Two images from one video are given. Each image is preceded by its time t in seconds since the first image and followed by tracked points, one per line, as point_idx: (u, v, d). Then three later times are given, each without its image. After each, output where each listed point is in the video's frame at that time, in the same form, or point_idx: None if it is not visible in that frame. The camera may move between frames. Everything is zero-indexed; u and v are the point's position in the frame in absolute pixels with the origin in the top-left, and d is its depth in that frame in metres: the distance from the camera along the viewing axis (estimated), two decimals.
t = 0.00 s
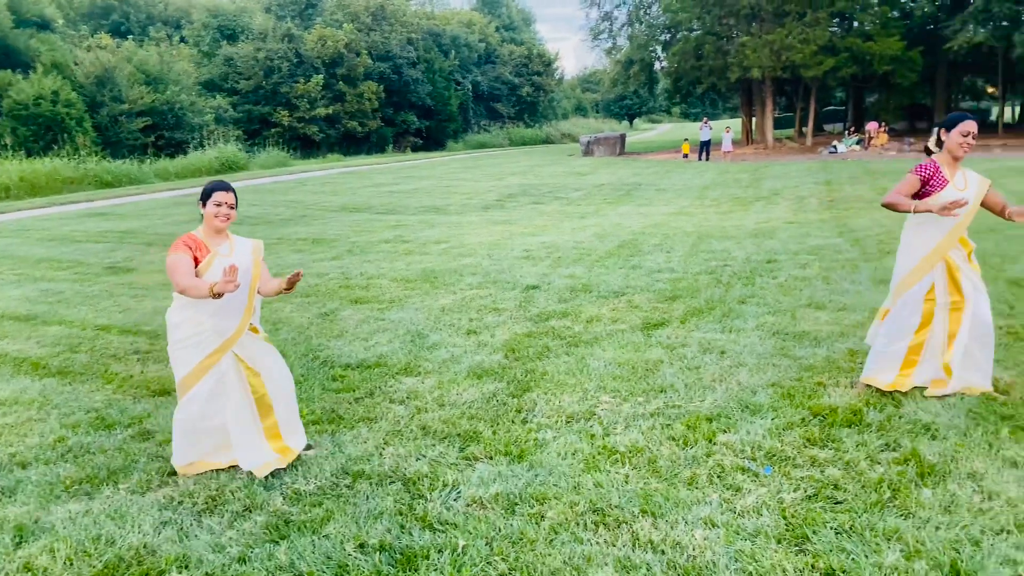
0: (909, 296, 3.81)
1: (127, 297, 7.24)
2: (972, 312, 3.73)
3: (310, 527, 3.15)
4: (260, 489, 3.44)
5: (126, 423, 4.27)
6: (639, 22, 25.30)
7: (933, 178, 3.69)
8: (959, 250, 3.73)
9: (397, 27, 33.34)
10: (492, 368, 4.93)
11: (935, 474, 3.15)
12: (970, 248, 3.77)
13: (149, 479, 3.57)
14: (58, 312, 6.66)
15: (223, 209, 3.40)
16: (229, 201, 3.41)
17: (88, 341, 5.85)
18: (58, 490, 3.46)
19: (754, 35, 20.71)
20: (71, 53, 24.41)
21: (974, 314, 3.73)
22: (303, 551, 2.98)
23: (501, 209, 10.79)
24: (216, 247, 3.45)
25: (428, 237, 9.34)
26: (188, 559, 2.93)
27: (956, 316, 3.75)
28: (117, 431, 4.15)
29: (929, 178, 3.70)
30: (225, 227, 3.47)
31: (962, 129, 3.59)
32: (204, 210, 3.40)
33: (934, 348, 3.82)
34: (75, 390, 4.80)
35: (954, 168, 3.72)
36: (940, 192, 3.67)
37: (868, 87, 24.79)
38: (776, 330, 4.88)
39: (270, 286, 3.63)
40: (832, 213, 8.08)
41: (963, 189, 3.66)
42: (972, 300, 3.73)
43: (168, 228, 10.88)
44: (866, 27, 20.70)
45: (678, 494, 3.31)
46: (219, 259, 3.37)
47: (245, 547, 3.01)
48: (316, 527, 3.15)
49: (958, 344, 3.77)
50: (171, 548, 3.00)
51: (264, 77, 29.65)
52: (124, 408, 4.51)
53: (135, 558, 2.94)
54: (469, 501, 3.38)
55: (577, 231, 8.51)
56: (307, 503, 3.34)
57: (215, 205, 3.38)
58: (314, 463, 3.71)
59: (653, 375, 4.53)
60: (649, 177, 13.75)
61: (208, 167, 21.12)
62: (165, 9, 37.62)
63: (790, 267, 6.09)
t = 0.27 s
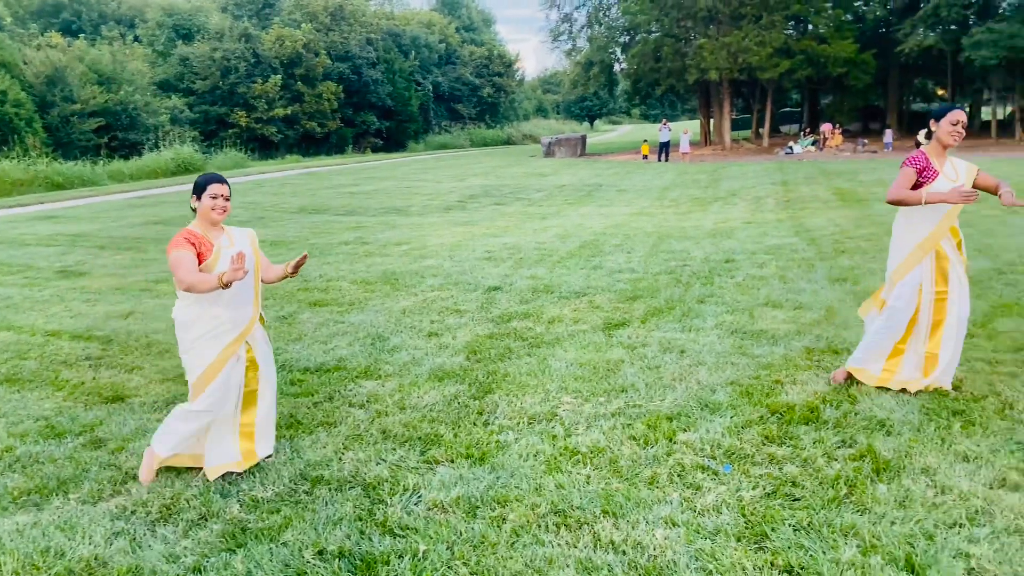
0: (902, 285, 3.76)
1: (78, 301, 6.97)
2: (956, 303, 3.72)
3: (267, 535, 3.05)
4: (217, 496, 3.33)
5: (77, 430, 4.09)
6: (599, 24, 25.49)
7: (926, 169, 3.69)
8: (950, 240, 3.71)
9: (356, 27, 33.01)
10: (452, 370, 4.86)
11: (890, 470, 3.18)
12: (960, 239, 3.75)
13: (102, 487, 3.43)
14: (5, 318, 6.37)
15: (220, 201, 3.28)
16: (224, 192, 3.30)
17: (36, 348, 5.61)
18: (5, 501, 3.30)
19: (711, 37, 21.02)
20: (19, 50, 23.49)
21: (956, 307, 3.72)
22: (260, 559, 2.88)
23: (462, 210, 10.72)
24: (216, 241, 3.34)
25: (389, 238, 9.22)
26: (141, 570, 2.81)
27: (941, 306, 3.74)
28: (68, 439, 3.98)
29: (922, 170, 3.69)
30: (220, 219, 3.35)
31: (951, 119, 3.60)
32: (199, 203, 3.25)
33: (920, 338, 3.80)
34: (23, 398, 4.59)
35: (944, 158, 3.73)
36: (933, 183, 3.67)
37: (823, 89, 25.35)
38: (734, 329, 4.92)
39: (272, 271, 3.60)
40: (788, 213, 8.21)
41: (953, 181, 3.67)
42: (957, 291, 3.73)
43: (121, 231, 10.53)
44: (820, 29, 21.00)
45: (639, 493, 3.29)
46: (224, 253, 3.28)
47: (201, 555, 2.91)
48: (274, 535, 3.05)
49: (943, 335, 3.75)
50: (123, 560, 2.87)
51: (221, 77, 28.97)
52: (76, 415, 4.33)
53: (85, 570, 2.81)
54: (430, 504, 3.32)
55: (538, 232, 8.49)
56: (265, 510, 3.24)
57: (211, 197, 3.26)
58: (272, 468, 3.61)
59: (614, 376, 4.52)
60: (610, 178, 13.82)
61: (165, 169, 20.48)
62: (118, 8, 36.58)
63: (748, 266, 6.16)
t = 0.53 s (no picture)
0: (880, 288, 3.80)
1: (28, 307, 6.70)
2: (929, 303, 3.72)
3: (225, 545, 2.96)
4: (172, 507, 3.23)
5: (27, 440, 3.94)
6: (560, 26, 25.60)
7: (899, 171, 3.74)
8: (923, 241, 3.73)
9: (316, 27, 32.60)
10: (415, 373, 4.78)
11: (849, 467, 3.21)
12: (937, 240, 3.75)
13: (52, 500, 3.31)
14: None
15: (214, 206, 3.23)
16: (217, 196, 3.23)
17: None
18: None
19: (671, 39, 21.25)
20: None
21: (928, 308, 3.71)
22: (217, 571, 2.79)
23: (424, 211, 10.61)
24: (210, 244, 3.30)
25: (350, 240, 9.07)
26: None
27: (914, 306, 3.74)
28: (17, 449, 3.83)
29: (895, 172, 3.75)
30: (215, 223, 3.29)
31: (927, 121, 3.59)
32: (194, 207, 3.20)
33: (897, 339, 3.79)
34: None
35: (918, 160, 3.76)
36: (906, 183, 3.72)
37: (780, 91, 25.85)
38: (694, 329, 4.93)
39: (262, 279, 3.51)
40: (747, 213, 8.31)
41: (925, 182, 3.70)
42: (930, 292, 3.72)
43: (73, 234, 10.18)
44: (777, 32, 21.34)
45: (602, 495, 3.27)
46: (220, 260, 3.25)
47: (156, 568, 2.82)
48: (231, 545, 2.97)
49: (919, 336, 3.74)
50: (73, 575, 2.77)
51: (178, 77, 28.23)
52: (25, 424, 4.16)
53: None
54: (391, 510, 3.25)
55: (501, 233, 8.44)
56: (222, 519, 3.15)
57: (206, 202, 3.20)
58: (230, 476, 3.51)
59: (577, 377, 4.50)
60: (572, 179, 13.85)
61: (120, 170, 19.87)
62: (71, 6, 35.40)
63: (708, 266, 6.21)
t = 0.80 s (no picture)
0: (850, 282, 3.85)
1: None
2: (894, 297, 3.74)
3: (184, 555, 2.89)
4: (128, 516, 3.14)
5: None
6: (523, 27, 25.65)
7: (866, 167, 3.78)
8: (892, 235, 3.74)
9: (278, 28, 32.10)
10: (379, 377, 4.69)
11: (812, 466, 3.23)
12: (908, 233, 3.74)
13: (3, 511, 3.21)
14: None
15: (216, 203, 3.19)
16: (217, 192, 3.18)
17: None
18: None
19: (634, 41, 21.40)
20: None
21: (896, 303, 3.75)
22: None
23: (389, 213, 10.48)
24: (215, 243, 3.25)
25: (313, 242, 8.92)
26: None
27: (881, 299, 3.77)
28: None
29: (863, 167, 3.80)
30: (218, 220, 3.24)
31: (895, 115, 3.62)
32: (197, 205, 3.16)
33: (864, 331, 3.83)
34: None
35: (890, 154, 3.76)
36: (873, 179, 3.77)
37: (741, 93, 26.30)
38: (659, 329, 4.94)
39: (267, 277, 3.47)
40: (710, 215, 8.40)
41: (895, 177, 3.70)
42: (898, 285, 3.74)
43: (25, 237, 9.82)
44: (737, 35, 21.60)
45: (568, 497, 3.24)
46: (226, 258, 3.20)
47: None
48: (191, 555, 2.89)
49: (886, 328, 3.77)
50: None
51: (135, 77, 27.48)
52: None
53: None
54: (355, 516, 3.17)
55: (465, 235, 8.37)
56: (181, 528, 3.07)
57: (208, 200, 3.16)
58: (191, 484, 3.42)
59: (542, 378, 4.47)
60: (537, 181, 13.85)
61: (76, 172, 19.24)
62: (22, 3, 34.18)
63: (673, 267, 6.24)
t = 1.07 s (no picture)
0: (836, 278, 3.86)
1: None
2: (883, 290, 3.72)
3: (145, 566, 2.83)
4: (88, 527, 3.08)
5: None
6: (491, 29, 25.61)
7: (843, 166, 3.84)
8: (874, 230, 3.78)
9: (242, 27, 31.44)
10: (346, 381, 4.60)
11: (779, 466, 3.25)
12: (888, 228, 3.80)
13: None
14: None
15: (224, 199, 3.25)
16: (223, 187, 3.24)
17: None
18: None
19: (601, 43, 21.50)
20: None
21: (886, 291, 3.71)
22: None
23: (355, 214, 10.35)
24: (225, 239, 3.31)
25: (280, 244, 8.77)
26: None
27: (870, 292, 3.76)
28: None
29: (839, 167, 3.86)
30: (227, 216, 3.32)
31: (866, 113, 3.69)
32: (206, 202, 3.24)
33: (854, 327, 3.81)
34: None
35: (866, 151, 3.81)
36: (850, 177, 3.81)
37: (707, 96, 26.60)
38: (628, 330, 4.95)
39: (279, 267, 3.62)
40: (677, 216, 8.46)
41: (873, 173, 3.75)
42: (884, 277, 3.73)
43: None
44: (702, 38, 21.72)
45: (538, 501, 3.21)
46: (236, 252, 3.25)
47: None
48: (152, 566, 2.83)
49: (877, 321, 3.75)
50: None
51: (96, 77, 26.66)
52: None
53: None
54: (321, 524, 3.12)
55: (434, 236, 8.31)
56: (142, 539, 3.01)
57: (216, 196, 3.22)
58: (152, 494, 3.36)
59: (512, 381, 4.43)
60: (506, 182, 13.84)
61: (35, 174, 18.63)
62: None
63: (641, 268, 6.27)
